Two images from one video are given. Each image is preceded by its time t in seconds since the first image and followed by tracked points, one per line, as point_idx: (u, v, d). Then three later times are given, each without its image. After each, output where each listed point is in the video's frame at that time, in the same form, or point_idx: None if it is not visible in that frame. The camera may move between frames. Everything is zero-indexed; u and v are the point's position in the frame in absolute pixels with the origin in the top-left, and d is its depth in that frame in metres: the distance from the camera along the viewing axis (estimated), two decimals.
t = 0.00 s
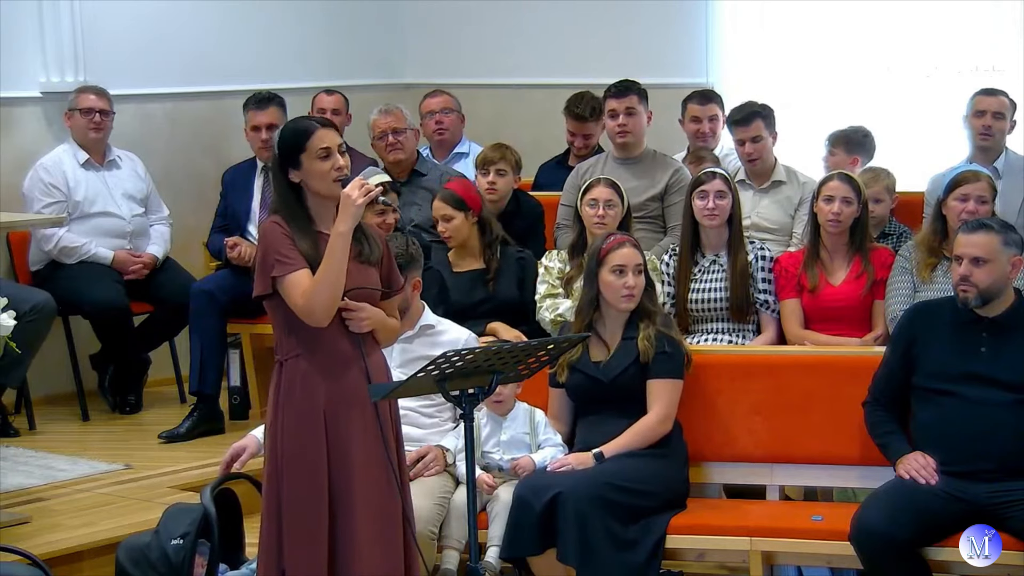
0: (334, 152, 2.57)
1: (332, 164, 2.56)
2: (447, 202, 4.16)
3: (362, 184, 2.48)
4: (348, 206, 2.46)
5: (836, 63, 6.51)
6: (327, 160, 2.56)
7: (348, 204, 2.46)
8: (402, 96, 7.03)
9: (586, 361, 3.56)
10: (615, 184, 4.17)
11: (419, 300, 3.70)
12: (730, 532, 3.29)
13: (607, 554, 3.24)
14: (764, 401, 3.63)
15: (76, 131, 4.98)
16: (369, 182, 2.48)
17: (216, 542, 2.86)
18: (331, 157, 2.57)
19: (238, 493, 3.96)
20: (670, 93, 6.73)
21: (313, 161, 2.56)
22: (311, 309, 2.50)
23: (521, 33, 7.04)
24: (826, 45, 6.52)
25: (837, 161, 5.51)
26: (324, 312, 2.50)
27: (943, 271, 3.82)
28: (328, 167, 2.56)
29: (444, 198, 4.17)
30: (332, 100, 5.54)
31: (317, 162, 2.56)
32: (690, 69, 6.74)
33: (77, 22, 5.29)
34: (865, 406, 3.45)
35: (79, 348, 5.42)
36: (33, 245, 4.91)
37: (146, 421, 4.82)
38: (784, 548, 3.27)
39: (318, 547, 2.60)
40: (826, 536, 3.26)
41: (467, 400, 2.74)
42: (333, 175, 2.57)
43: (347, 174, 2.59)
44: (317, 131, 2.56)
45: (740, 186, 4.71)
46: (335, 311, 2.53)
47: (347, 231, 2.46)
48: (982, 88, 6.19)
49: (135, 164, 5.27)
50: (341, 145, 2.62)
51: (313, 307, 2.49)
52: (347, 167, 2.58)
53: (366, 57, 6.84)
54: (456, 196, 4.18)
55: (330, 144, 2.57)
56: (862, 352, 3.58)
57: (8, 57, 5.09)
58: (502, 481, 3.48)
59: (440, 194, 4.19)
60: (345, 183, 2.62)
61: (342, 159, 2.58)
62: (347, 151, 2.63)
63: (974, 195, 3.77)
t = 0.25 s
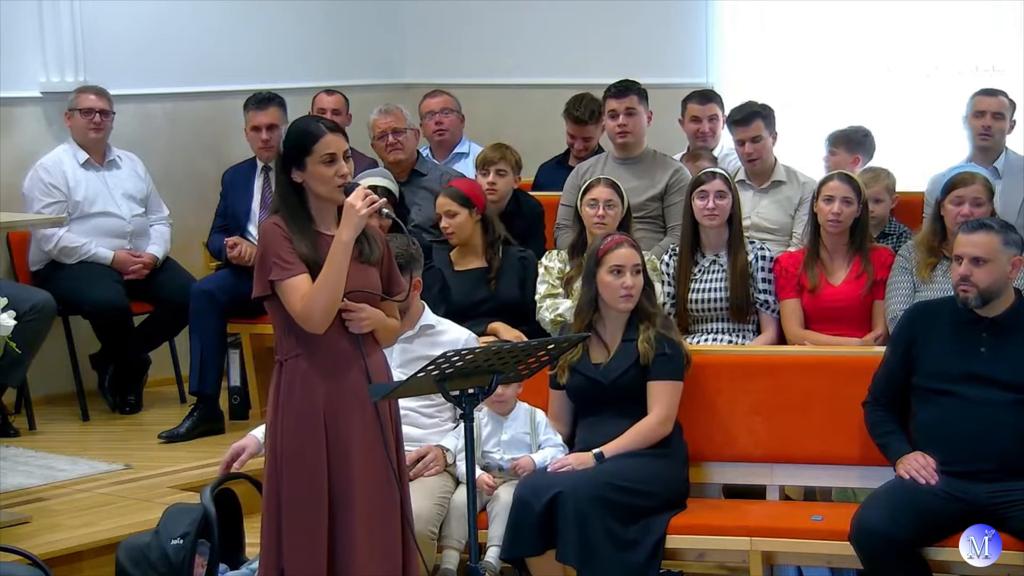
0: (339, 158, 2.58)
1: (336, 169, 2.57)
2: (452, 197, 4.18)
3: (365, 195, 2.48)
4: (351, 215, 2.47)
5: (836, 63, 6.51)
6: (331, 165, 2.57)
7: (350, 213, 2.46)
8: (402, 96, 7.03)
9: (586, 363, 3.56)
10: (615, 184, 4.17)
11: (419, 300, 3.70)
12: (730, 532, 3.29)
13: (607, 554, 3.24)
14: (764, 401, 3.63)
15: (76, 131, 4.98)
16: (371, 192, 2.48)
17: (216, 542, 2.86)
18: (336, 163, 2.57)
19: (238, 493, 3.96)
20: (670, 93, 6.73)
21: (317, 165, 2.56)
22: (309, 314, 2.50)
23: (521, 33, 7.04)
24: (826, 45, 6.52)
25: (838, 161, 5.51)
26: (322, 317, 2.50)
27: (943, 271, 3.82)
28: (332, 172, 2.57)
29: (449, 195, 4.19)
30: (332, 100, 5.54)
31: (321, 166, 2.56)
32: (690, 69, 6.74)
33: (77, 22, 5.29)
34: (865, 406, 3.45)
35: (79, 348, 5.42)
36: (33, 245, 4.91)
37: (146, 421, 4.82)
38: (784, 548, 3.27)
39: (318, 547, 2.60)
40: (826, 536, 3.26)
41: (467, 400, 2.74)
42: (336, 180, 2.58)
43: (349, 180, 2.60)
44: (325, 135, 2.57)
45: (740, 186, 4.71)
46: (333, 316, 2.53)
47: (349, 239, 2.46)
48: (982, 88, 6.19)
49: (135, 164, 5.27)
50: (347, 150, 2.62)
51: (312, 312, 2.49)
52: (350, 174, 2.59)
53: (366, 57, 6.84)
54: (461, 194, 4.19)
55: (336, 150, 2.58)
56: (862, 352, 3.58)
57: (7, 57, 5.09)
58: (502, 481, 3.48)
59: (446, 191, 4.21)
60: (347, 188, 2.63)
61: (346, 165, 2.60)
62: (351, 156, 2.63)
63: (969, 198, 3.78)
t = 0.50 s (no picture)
0: (340, 159, 2.58)
1: (338, 170, 2.57)
2: (452, 196, 4.18)
3: (367, 197, 2.48)
4: (352, 217, 2.47)
5: (836, 63, 6.51)
6: (332, 166, 2.57)
7: (352, 215, 2.46)
8: (402, 96, 7.03)
9: (586, 364, 3.56)
10: (615, 184, 4.17)
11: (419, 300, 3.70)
12: (730, 532, 3.29)
13: (607, 554, 3.24)
14: (763, 401, 3.63)
15: (76, 131, 4.98)
16: (373, 194, 2.49)
17: (216, 542, 2.86)
18: (337, 164, 2.57)
19: (238, 493, 3.96)
20: (670, 93, 6.74)
21: (318, 166, 2.56)
22: (309, 315, 2.50)
23: (521, 33, 7.04)
24: (826, 45, 6.52)
25: (839, 161, 5.50)
26: (323, 319, 2.50)
27: (943, 271, 3.82)
28: (333, 173, 2.57)
29: (451, 193, 4.20)
30: (332, 100, 5.54)
31: (322, 166, 2.56)
32: (690, 69, 6.74)
33: (77, 22, 5.29)
34: (865, 406, 3.45)
35: (79, 348, 5.42)
36: (33, 245, 4.91)
37: (146, 421, 4.82)
38: (783, 548, 3.27)
39: (318, 548, 2.60)
40: (826, 535, 3.26)
41: (467, 400, 2.74)
42: (337, 181, 2.58)
43: (350, 181, 2.60)
44: (326, 136, 2.57)
45: (740, 186, 4.71)
46: (333, 317, 2.53)
47: (349, 242, 2.46)
48: (982, 87, 6.18)
49: (135, 164, 5.27)
50: (348, 150, 2.62)
51: (312, 314, 2.49)
52: (351, 175, 2.59)
53: (366, 57, 6.84)
54: (463, 192, 4.19)
55: (337, 150, 2.57)
56: (862, 352, 3.58)
57: (7, 57, 5.09)
58: (502, 481, 3.48)
59: (447, 189, 4.22)
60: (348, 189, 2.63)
61: (347, 166, 2.60)
62: (353, 157, 2.63)
63: (965, 201, 3.78)
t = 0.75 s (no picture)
0: (341, 156, 2.58)
1: (338, 167, 2.57)
2: (451, 191, 4.17)
3: (367, 193, 2.48)
4: (353, 214, 2.47)
5: (836, 63, 6.51)
6: (333, 163, 2.57)
7: (352, 212, 2.46)
8: (402, 96, 7.03)
9: (586, 364, 3.56)
10: (615, 184, 4.17)
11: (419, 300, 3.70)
12: (730, 532, 3.29)
13: (607, 554, 3.24)
14: (763, 401, 3.63)
15: (76, 131, 4.98)
16: (373, 190, 2.49)
17: (216, 542, 2.86)
18: (338, 161, 2.57)
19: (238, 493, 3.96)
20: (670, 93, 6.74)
21: (319, 164, 2.56)
22: (311, 313, 2.50)
23: (521, 33, 7.04)
24: (826, 45, 6.52)
25: (840, 160, 5.50)
26: (325, 317, 2.50)
27: (943, 271, 3.82)
28: (334, 171, 2.57)
29: (448, 188, 4.19)
30: (332, 100, 5.54)
31: (323, 164, 2.56)
32: (690, 69, 6.74)
33: (77, 22, 5.29)
34: (865, 406, 3.46)
35: (79, 348, 5.42)
36: (33, 245, 4.91)
37: (146, 421, 4.82)
38: (783, 548, 3.27)
39: (319, 548, 2.60)
40: (826, 535, 3.26)
41: (467, 400, 2.74)
42: (338, 179, 2.58)
43: (351, 179, 2.60)
44: (326, 134, 2.57)
45: (740, 186, 4.71)
46: (335, 315, 2.53)
47: (350, 239, 2.46)
48: (982, 88, 6.18)
49: (135, 164, 5.27)
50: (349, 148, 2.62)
51: (314, 312, 2.49)
52: (352, 172, 2.60)
53: (366, 57, 6.84)
54: (461, 188, 4.19)
55: (337, 147, 2.58)
56: (862, 352, 3.58)
57: (7, 57, 5.09)
58: (502, 481, 3.48)
59: (445, 184, 4.21)
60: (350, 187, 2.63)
61: (348, 164, 2.60)
62: (354, 155, 2.63)
63: (963, 202, 3.79)
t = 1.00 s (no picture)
0: (342, 153, 2.58)
1: (339, 165, 2.57)
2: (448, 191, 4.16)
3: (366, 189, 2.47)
4: (351, 210, 2.46)
5: (836, 63, 6.51)
6: (335, 161, 2.57)
7: (350, 209, 2.45)
8: (402, 96, 7.03)
9: (587, 365, 3.56)
10: (615, 184, 4.17)
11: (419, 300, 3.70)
12: (730, 532, 3.29)
13: (607, 554, 3.24)
14: (763, 402, 3.63)
15: (76, 131, 4.98)
16: (372, 187, 2.47)
17: (216, 542, 2.86)
18: (339, 158, 2.57)
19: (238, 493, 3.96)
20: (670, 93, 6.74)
21: (321, 162, 2.56)
22: (311, 310, 2.50)
23: (521, 33, 7.03)
24: (826, 45, 6.52)
25: (840, 160, 5.50)
26: (324, 315, 2.50)
27: (943, 271, 3.82)
28: (335, 168, 2.57)
29: (445, 189, 4.19)
30: (332, 100, 5.54)
31: (324, 162, 2.56)
32: (690, 69, 6.74)
33: (77, 22, 5.29)
34: (865, 405, 3.46)
35: (79, 348, 5.42)
36: (33, 245, 4.91)
37: (146, 421, 4.82)
38: (783, 548, 3.27)
39: (315, 548, 2.60)
40: (826, 535, 3.26)
41: (467, 400, 2.74)
42: (340, 176, 2.58)
43: (353, 177, 2.60)
44: (327, 131, 2.56)
45: (740, 186, 4.71)
46: (335, 313, 2.53)
47: (349, 236, 2.46)
48: (982, 88, 6.18)
49: (135, 164, 5.27)
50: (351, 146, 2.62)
51: (313, 309, 2.49)
52: (353, 169, 2.59)
53: (366, 57, 6.84)
54: (457, 188, 4.19)
55: (339, 144, 2.57)
56: (861, 352, 3.58)
57: (7, 57, 5.09)
58: (502, 481, 3.48)
59: (442, 184, 4.21)
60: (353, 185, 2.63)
61: (349, 162, 2.60)
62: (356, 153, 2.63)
63: (962, 202, 3.79)
